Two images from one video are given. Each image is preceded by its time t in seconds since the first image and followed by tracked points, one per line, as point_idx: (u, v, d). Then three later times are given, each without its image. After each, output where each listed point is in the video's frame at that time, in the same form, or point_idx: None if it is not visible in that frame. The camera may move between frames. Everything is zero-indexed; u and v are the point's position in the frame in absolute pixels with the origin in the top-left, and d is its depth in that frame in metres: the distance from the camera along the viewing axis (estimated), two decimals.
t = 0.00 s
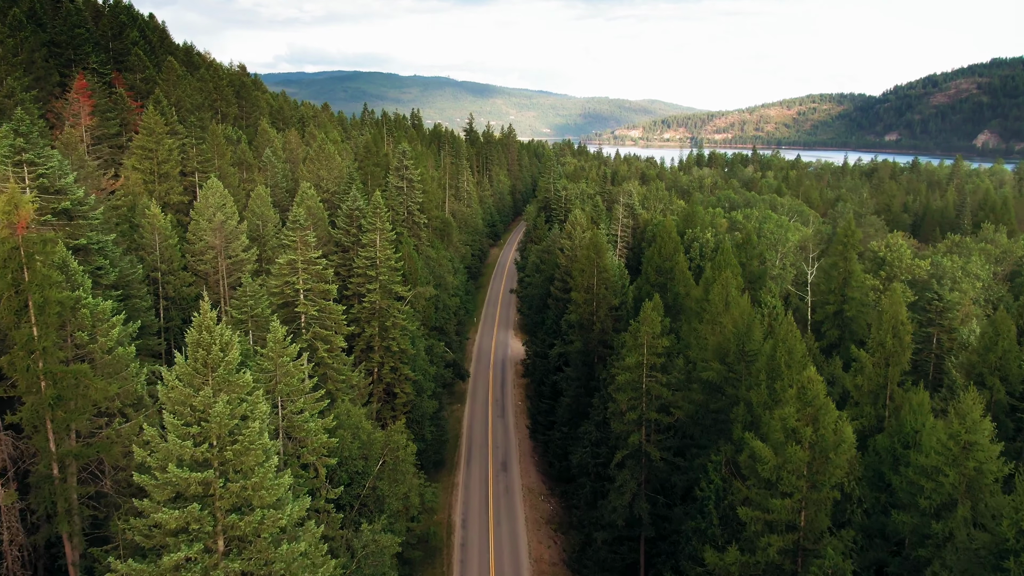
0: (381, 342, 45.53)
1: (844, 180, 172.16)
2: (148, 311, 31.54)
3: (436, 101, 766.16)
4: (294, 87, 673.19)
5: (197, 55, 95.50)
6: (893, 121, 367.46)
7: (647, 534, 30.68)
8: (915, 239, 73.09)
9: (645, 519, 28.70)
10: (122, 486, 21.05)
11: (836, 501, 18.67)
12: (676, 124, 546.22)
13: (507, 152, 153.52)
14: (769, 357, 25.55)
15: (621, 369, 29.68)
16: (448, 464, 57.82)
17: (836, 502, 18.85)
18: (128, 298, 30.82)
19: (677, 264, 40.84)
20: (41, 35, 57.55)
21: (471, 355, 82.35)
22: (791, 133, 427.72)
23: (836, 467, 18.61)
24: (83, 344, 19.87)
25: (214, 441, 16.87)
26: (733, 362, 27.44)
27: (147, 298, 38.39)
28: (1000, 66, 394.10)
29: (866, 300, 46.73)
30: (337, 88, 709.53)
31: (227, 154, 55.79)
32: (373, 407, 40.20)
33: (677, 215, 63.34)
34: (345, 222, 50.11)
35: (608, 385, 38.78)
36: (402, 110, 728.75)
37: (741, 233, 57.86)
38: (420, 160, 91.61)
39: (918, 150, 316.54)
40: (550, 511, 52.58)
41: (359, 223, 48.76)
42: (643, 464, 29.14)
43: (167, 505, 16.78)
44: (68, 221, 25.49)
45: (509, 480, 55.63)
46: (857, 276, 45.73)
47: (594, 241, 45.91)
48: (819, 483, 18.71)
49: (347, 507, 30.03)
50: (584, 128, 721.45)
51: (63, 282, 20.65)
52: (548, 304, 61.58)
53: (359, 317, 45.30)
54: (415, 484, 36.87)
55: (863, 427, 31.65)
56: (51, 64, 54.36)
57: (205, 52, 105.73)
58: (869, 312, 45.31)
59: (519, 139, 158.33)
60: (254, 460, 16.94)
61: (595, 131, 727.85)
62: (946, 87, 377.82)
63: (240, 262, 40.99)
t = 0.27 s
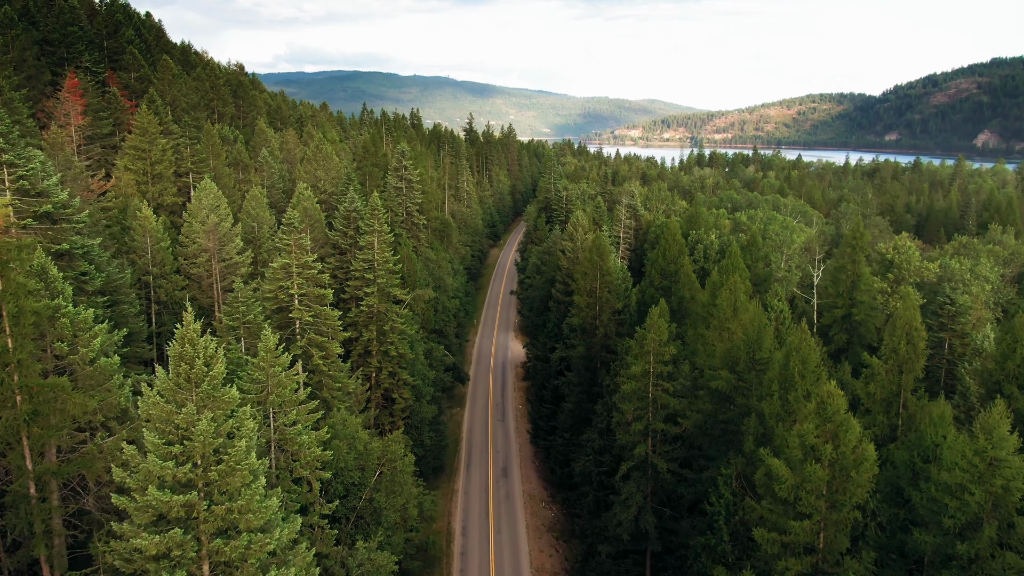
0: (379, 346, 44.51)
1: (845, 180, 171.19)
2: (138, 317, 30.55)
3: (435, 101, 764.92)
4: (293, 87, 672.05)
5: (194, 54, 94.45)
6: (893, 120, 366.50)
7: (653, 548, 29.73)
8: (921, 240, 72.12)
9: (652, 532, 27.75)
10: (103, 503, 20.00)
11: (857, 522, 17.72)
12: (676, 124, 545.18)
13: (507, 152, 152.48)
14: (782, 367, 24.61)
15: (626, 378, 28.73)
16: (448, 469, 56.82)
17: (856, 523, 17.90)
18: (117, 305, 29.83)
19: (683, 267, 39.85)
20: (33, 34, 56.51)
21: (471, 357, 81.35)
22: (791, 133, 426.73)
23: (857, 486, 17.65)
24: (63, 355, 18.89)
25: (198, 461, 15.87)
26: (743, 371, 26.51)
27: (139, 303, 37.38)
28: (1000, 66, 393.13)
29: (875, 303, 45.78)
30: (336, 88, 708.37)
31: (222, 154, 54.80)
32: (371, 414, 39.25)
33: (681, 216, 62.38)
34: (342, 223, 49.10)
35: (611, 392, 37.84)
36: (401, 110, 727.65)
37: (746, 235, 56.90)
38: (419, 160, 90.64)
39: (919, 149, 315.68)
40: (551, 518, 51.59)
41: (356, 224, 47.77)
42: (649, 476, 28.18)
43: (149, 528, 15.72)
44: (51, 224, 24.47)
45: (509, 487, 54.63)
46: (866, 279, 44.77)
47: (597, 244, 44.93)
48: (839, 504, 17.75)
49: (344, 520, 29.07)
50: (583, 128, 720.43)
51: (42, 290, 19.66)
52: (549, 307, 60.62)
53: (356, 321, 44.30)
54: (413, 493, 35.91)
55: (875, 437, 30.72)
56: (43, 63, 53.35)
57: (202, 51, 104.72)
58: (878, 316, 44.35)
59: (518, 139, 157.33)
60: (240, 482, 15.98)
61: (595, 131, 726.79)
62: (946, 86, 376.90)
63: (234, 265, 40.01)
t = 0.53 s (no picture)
0: (377, 351, 43.45)
1: (846, 180, 170.27)
2: (126, 324, 29.52)
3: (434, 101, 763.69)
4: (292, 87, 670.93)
5: (190, 53, 93.43)
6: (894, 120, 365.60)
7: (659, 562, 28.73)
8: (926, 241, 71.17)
9: (659, 548, 26.73)
10: (84, 522, 18.98)
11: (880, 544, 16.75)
12: (676, 124, 544.13)
13: (507, 152, 151.49)
14: (796, 377, 23.65)
15: (632, 387, 27.73)
16: (447, 475, 55.77)
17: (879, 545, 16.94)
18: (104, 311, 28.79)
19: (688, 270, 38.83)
20: (25, 32, 55.47)
21: (470, 360, 80.32)
22: (791, 133, 425.76)
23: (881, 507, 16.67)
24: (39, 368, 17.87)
25: (179, 484, 14.82)
26: (754, 382, 25.52)
27: (129, 307, 36.33)
28: (1001, 65, 392.29)
29: (884, 307, 44.79)
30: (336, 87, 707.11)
31: (217, 154, 53.76)
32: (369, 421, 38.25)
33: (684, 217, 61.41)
34: (339, 224, 48.03)
35: (615, 399, 36.82)
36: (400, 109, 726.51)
37: (751, 236, 55.92)
38: (418, 160, 89.63)
39: (920, 149, 314.65)
40: (553, 526, 50.55)
41: (354, 226, 46.72)
42: (656, 489, 27.17)
43: (127, 555, 14.68)
44: (32, 228, 23.44)
45: (510, 493, 53.58)
46: (875, 282, 43.80)
47: (600, 247, 43.93)
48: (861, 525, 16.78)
49: (339, 534, 27.99)
50: (583, 127, 719.39)
51: (17, 299, 18.62)
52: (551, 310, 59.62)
53: (354, 325, 43.26)
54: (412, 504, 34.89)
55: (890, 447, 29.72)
56: (34, 61, 52.31)
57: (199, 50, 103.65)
58: (887, 320, 43.37)
59: (518, 139, 156.35)
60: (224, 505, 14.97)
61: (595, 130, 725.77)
62: (946, 86, 376.06)
63: (227, 268, 38.99)
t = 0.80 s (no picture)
0: (374, 356, 42.41)
1: (848, 180, 169.24)
2: (114, 330, 28.47)
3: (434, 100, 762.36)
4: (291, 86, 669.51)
5: (187, 52, 92.26)
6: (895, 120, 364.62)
7: None
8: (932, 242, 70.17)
9: (666, 564, 25.75)
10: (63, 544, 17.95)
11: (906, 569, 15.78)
12: (676, 123, 543.00)
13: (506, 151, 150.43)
14: (811, 388, 22.67)
15: (638, 396, 26.73)
16: (447, 481, 54.72)
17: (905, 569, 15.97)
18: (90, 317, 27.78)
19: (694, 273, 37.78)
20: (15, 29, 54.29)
21: (470, 362, 79.25)
22: (791, 133, 424.68)
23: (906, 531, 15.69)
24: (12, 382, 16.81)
25: (156, 510, 13.79)
26: (766, 392, 24.54)
27: (119, 312, 35.30)
28: (1001, 65, 391.33)
29: (893, 310, 43.78)
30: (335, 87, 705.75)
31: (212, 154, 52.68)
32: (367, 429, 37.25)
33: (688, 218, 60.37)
34: (336, 226, 46.92)
35: (619, 407, 35.81)
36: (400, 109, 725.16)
37: (756, 238, 54.91)
38: (417, 160, 88.60)
39: (921, 149, 313.43)
40: (554, 534, 49.52)
41: (351, 227, 45.63)
42: (663, 503, 26.18)
43: None
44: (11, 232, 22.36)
45: (510, 500, 52.55)
46: (884, 285, 42.78)
47: (603, 249, 42.91)
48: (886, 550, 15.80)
49: (334, 548, 26.96)
50: (582, 127, 718.32)
51: None
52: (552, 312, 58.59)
53: (351, 329, 42.20)
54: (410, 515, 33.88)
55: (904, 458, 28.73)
56: (25, 59, 51.19)
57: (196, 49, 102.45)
58: (897, 324, 42.37)
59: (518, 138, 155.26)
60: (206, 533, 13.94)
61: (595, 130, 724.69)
62: (946, 85, 375.11)
63: (220, 272, 37.92)
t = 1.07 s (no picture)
0: (372, 361, 41.35)
1: (849, 180, 168.19)
2: (101, 338, 27.46)
3: (433, 100, 761.11)
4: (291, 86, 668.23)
5: (183, 51, 91.17)
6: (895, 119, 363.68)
7: None
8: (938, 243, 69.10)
9: None
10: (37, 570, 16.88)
11: None
12: (676, 123, 542.01)
13: (506, 151, 149.36)
14: (826, 400, 21.66)
15: (645, 407, 25.72)
16: (446, 488, 53.70)
17: None
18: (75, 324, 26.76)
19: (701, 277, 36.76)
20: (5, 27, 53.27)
21: (470, 364, 78.23)
22: (790, 132, 423.78)
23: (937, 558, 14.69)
24: None
25: (132, 539, 12.84)
26: (779, 403, 23.53)
27: (108, 317, 34.27)
28: (1002, 64, 390.30)
29: (903, 315, 42.76)
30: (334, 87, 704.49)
31: (207, 155, 51.67)
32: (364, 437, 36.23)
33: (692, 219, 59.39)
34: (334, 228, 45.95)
35: (623, 415, 34.79)
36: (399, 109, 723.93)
37: (761, 240, 53.91)
38: (416, 160, 87.61)
39: (921, 149, 312.41)
40: (556, 542, 48.46)
41: (348, 230, 44.62)
42: (671, 517, 25.20)
43: None
44: None
45: (511, 507, 51.50)
46: (894, 289, 41.79)
47: (606, 252, 41.88)
48: None
49: (329, 564, 25.94)
50: (582, 127, 717.22)
51: None
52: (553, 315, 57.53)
53: (348, 334, 41.18)
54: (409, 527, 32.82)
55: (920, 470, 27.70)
56: (15, 58, 50.13)
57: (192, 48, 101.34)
58: (907, 328, 41.36)
59: (518, 138, 154.24)
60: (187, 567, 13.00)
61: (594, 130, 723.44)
62: (947, 85, 374.01)
63: (214, 276, 36.90)
